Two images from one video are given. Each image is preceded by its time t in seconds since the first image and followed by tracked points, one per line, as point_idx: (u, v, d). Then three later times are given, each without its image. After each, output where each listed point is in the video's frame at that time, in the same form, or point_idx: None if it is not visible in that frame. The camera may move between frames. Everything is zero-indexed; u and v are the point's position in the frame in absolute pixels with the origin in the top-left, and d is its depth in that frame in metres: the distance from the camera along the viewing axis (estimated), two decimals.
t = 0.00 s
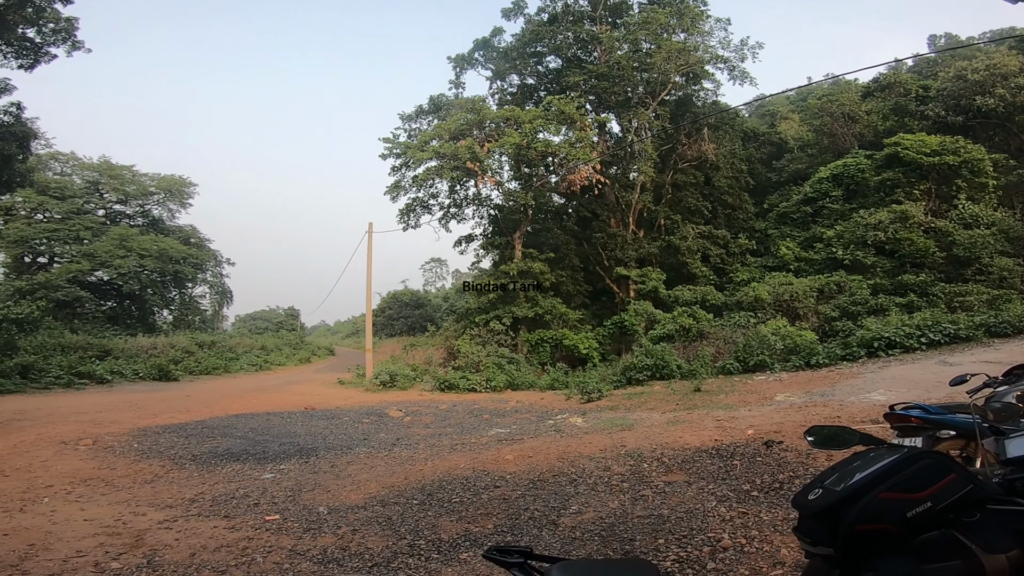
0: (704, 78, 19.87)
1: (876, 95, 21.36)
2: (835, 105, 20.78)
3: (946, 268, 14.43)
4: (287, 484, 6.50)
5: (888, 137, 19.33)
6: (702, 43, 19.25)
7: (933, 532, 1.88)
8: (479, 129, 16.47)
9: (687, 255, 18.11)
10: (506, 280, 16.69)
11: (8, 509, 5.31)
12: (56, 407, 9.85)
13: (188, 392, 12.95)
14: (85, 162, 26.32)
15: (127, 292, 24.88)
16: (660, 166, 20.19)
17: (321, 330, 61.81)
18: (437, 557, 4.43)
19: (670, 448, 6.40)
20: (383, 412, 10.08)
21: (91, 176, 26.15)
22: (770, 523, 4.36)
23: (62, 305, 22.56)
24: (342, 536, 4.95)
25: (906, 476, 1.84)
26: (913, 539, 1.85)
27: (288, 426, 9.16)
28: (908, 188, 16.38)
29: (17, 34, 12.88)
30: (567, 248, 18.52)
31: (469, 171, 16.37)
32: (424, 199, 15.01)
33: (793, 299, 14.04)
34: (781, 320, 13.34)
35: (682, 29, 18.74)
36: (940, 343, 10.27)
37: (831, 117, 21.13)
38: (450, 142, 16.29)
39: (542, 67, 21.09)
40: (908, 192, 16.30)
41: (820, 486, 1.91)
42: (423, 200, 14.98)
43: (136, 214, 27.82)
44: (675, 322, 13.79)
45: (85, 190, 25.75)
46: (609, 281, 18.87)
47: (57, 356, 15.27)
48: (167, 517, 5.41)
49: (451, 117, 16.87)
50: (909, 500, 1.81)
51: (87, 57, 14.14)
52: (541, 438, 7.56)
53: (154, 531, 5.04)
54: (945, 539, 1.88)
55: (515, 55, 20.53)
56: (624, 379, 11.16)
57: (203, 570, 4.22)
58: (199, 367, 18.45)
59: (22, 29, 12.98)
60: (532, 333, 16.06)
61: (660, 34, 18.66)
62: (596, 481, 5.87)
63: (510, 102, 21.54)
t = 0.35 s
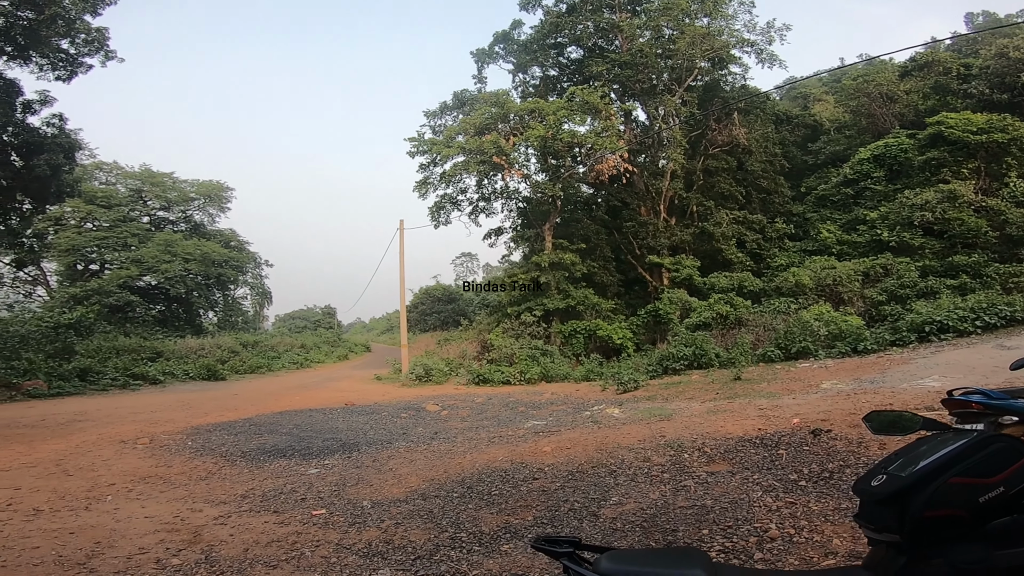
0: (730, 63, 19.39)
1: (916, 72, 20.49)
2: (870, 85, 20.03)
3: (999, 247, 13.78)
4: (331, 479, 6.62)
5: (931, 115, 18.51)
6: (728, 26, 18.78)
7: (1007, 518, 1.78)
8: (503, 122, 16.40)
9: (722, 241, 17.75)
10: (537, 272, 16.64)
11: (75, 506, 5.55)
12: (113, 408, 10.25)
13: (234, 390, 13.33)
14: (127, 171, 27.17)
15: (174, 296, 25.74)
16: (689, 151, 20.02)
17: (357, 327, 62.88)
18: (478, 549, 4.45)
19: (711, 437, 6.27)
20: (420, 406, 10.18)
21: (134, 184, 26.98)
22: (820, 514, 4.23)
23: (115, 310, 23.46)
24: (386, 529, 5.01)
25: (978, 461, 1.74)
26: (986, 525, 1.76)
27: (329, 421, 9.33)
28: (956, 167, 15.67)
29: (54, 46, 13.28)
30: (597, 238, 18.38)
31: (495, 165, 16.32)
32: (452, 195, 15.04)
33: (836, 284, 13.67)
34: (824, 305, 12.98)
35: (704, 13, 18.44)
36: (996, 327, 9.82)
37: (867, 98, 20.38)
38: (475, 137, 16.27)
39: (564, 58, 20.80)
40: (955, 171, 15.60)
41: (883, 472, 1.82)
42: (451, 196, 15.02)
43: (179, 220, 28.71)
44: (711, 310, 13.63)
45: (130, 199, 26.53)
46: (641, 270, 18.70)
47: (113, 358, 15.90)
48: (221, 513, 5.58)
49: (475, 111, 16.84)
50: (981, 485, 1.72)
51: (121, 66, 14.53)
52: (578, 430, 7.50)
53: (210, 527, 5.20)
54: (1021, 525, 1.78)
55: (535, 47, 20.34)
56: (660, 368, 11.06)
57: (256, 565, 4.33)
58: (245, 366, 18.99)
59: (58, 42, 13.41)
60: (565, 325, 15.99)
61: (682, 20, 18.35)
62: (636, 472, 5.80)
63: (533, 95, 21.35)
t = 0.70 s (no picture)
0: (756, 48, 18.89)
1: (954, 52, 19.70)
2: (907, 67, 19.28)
3: None
4: (369, 472, 6.75)
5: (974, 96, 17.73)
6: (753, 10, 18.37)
7: None
8: (526, 116, 16.31)
9: (755, 229, 17.42)
10: (566, 264, 16.61)
11: (132, 502, 5.80)
12: (163, 405, 10.64)
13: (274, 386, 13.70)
14: (166, 175, 27.86)
15: (214, 296, 26.52)
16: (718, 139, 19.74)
17: (390, 321, 63.81)
18: (515, 541, 4.49)
19: (751, 428, 6.18)
20: (453, 400, 10.29)
21: (172, 188, 27.65)
22: (868, 506, 4.14)
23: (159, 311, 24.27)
24: (424, 522, 5.10)
25: None
26: None
27: (365, 416, 9.50)
28: (1002, 148, 15.03)
29: (89, 55, 13.62)
30: (627, 228, 18.22)
31: (520, 158, 16.27)
32: (479, 190, 15.06)
33: (879, 270, 13.31)
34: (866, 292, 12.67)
35: None
36: None
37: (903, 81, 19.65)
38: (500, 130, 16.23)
39: (585, 48, 20.51)
40: (1002, 152, 14.96)
41: (942, 460, 1.79)
42: (478, 190, 15.05)
43: (216, 222, 29.48)
44: (746, 299, 13.52)
45: (170, 203, 27.26)
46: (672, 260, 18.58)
47: (160, 357, 16.49)
48: (267, 507, 5.75)
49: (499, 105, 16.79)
50: None
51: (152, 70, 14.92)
52: (612, 421, 7.48)
53: (257, 521, 5.37)
54: None
55: (555, 38, 20.08)
56: (694, 359, 11.00)
57: (302, 557, 4.45)
58: (283, 363, 19.48)
59: (92, 49, 13.79)
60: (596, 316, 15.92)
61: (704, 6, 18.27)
62: (673, 464, 5.76)
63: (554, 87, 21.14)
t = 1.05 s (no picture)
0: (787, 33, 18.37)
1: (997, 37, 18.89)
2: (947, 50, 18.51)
3: None
4: (408, 466, 6.86)
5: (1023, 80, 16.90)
6: None
7: None
8: (552, 108, 16.19)
9: (792, 216, 17.05)
10: (597, 255, 16.56)
11: (185, 497, 6.02)
12: (211, 401, 11.00)
13: (314, 382, 14.04)
14: (205, 178, 28.61)
15: (255, 295, 27.17)
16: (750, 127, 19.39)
17: (423, 316, 64.52)
18: (553, 533, 4.51)
19: (794, 420, 6.07)
20: (488, 393, 10.37)
21: (212, 191, 28.36)
22: (921, 499, 4.04)
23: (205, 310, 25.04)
24: (463, 515, 5.16)
25: None
26: None
27: (403, 410, 9.65)
28: None
29: (126, 62, 14.04)
30: (658, 218, 18.02)
31: (548, 151, 16.16)
32: (508, 183, 15.06)
33: (927, 257, 12.93)
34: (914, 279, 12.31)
35: None
36: None
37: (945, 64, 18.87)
38: (526, 124, 16.18)
39: (608, 38, 20.19)
40: None
41: (1008, 449, 1.75)
42: (507, 184, 15.05)
43: (254, 222, 30.20)
44: (786, 288, 13.34)
45: (210, 205, 28.06)
46: (706, 249, 18.41)
47: (206, 355, 17.06)
48: (311, 501, 5.90)
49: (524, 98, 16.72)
50: None
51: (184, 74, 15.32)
52: (649, 413, 7.43)
53: (302, 514, 5.52)
54: None
55: (576, 30, 19.77)
56: (732, 350, 10.89)
57: (346, 550, 4.56)
58: (322, 358, 19.94)
59: (128, 56, 14.16)
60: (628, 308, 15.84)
61: None
62: (714, 456, 5.70)
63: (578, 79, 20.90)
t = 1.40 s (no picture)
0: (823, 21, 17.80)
1: None
2: (996, 36, 17.58)
3: None
4: (445, 459, 6.93)
5: None
6: None
7: None
8: (581, 101, 16.06)
9: (837, 206, 16.56)
10: (631, 248, 16.43)
11: (234, 489, 6.21)
12: (254, 396, 11.31)
13: (353, 377, 14.33)
14: (246, 178, 29.29)
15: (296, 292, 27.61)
16: (789, 116, 18.95)
17: (457, 311, 65.14)
18: (591, 527, 4.51)
19: (842, 416, 5.92)
20: (523, 387, 10.41)
21: (253, 191, 29.05)
22: (979, 496, 3.89)
23: (248, 307, 25.67)
24: (500, 508, 5.20)
25: None
26: None
27: (440, 403, 9.76)
28: None
29: (168, 66, 14.54)
30: (694, 210, 17.73)
31: (578, 144, 16.03)
32: (538, 176, 15.02)
33: (983, 246, 12.42)
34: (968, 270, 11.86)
35: None
36: None
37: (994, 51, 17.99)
38: (556, 117, 16.11)
39: (636, 29, 19.88)
40: None
41: None
42: (538, 177, 15.01)
43: (293, 221, 30.80)
44: (831, 280, 13.05)
45: (251, 205, 28.73)
46: (745, 240, 18.08)
47: (251, 350, 17.58)
48: (353, 493, 6.02)
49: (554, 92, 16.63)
50: None
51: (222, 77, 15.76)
52: (688, 407, 7.35)
53: (344, 507, 5.63)
54: None
55: (603, 21, 19.49)
56: (774, 343, 10.88)
57: (386, 542, 4.64)
58: (360, 353, 20.32)
59: (169, 61, 14.66)
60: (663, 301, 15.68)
61: None
62: (756, 451, 5.60)
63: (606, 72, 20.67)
